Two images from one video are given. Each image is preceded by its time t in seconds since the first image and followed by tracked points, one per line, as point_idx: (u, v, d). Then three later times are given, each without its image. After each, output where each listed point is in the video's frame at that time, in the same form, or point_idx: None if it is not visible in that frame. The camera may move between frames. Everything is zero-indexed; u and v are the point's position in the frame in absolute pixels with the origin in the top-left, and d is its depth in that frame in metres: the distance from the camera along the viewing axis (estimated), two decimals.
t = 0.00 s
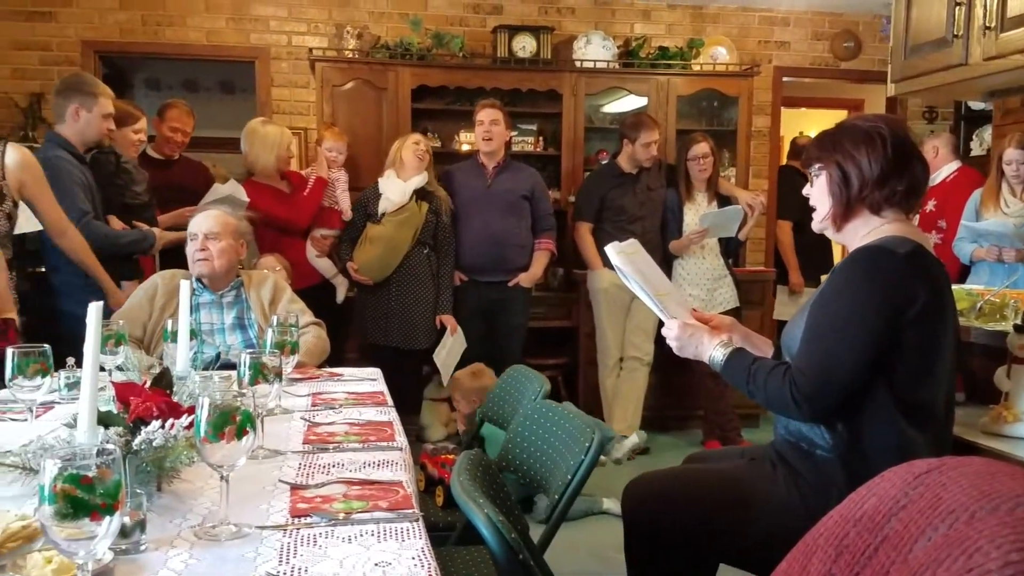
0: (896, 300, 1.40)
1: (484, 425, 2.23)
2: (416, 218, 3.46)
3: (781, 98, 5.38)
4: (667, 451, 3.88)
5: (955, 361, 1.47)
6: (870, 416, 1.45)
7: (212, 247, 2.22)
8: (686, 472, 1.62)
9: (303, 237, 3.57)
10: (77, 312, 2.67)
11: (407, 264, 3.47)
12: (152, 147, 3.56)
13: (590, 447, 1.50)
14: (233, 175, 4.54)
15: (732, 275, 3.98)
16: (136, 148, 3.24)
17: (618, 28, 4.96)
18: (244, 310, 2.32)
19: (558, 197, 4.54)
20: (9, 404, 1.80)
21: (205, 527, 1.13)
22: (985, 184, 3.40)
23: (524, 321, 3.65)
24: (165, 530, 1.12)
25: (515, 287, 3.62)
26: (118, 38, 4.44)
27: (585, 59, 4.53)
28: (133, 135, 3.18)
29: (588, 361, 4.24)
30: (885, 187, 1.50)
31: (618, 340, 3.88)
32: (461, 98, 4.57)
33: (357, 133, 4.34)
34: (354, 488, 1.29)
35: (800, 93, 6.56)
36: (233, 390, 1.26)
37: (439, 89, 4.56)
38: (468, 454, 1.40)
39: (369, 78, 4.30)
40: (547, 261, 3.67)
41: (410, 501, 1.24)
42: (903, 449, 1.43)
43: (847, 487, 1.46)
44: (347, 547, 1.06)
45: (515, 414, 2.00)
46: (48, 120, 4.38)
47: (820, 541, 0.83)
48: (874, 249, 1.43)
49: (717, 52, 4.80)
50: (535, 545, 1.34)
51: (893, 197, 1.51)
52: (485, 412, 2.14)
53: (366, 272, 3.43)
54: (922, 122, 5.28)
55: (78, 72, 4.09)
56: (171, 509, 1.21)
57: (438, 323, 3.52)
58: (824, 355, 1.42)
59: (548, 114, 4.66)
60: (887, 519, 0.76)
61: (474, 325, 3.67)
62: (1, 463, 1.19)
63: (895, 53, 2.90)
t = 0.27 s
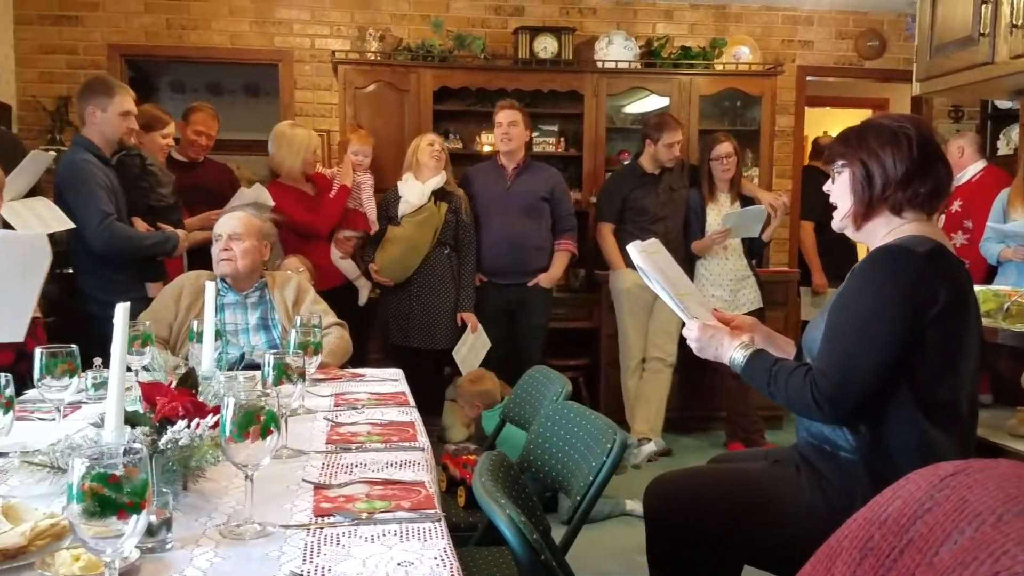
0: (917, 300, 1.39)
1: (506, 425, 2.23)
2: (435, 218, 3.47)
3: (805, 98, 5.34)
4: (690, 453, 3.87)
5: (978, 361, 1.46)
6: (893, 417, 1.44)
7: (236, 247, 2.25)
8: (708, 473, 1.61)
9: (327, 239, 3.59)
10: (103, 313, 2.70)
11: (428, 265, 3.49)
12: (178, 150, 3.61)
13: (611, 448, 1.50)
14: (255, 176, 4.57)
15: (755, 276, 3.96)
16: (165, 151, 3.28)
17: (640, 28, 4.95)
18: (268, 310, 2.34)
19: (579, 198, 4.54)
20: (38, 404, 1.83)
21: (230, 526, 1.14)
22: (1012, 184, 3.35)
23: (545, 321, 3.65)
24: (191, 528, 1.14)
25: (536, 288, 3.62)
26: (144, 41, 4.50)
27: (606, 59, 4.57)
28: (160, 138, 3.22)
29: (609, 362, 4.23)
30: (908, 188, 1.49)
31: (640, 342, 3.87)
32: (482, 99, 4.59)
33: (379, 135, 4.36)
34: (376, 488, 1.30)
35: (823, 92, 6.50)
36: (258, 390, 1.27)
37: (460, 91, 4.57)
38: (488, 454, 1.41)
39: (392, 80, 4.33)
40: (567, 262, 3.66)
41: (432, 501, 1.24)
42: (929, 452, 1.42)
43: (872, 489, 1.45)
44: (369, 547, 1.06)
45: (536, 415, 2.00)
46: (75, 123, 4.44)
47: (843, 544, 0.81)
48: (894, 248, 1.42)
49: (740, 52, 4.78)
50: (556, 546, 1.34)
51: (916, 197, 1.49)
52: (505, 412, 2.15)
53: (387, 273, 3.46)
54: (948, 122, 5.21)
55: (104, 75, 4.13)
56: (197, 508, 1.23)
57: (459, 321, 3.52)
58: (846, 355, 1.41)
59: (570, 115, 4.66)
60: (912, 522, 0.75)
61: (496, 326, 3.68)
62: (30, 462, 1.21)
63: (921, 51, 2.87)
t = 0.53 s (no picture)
0: (938, 298, 1.38)
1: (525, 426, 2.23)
2: (456, 222, 3.47)
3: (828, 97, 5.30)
4: (711, 454, 3.85)
5: (1000, 361, 1.45)
6: (914, 418, 1.43)
7: (258, 249, 2.27)
8: (728, 474, 1.60)
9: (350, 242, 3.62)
10: (128, 315, 2.74)
11: (448, 267, 3.51)
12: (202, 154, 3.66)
13: (631, 449, 1.50)
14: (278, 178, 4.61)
15: (778, 276, 3.93)
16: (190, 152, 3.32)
17: (661, 28, 4.93)
18: (290, 311, 2.36)
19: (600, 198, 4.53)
20: (65, 404, 1.86)
21: (253, 525, 1.15)
22: None
23: (565, 322, 3.65)
24: (215, 527, 1.15)
25: (555, 288, 3.62)
26: (168, 45, 4.55)
27: (627, 60, 4.55)
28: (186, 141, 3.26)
29: (630, 363, 4.22)
30: (928, 188, 1.48)
31: (661, 343, 3.86)
32: (502, 100, 4.59)
33: (400, 136, 4.38)
34: (397, 488, 1.31)
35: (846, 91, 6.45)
36: (280, 391, 1.29)
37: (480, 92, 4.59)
38: (506, 455, 1.41)
39: (412, 82, 4.35)
40: (585, 263, 3.64)
41: (453, 501, 1.25)
42: (953, 454, 1.41)
43: (895, 491, 1.44)
44: (390, 547, 1.07)
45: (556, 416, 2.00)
46: (101, 126, 4.50)
47: (866, 547, 0.81)
48: (913, 247, 1.41)
49: (762, 51, 4.72)
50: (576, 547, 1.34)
51: (936, 197, 1.48)
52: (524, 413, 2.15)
53: (406, 275, 3.48)
54: (973, 120, 5.14)
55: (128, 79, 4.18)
56: (220, 507, 1.24)
57: (481, 322, 3.56)
58: (867, 356, 1.40)
59: (590, 116, 4.65)
60: (934, 524, 0.74)
61: (516, 327, 3.68)
62: (56, 461, 1.23)
63: (944, 50, 2.85)
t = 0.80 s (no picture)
0: (963, 299, 1.37)
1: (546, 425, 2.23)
2: (480, 221, 3.49)
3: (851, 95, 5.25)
4: (733, 455, 3.83)
5: None
6: (939, 420, 1.42)
7: (280, 249, 2.29)
8: (749, 475, 1.60)
9: (373, 243, 3.64)
10: (152, 313, 2.77)
11: (471, 267, 3.51)
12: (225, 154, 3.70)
13: (652, 450, 1.50)
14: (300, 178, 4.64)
15: (801, 276, 3.90)
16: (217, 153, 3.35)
17: (683, 27, 4.91)
18: (312, 310, 2.38)
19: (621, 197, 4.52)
20: (91, 402, 1.90)
21: (276, 522, 1.16)
22: None
23: (584, 321, 3.65)
24: (237, 525, 1.17)
25: (575, 287, 3.62)
26: (191, 46, 4.59)
27: (648, 58, 4.55)
28: (212, 141, 3.29)
29: (651, 363, 4.20)
30: (948, 186, 1.46)
31: (682, 343, 3.84)
32: (522, 100, 4.60)
33: (421, 136, 4.40)
34: (418, 486, 1.32)
35: (870, 89, 6.38)
36: (301, 389, 1.30)
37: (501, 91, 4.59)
38: (526, 454, 1.41)
39: (434, 82, 4.36)
40: (606, 262, 3.63)
41: (472, 500, 1.25)
42: (978, 456, 1.39)
43: (919, 493, 1.42)
44: (410, 545, 1.08)
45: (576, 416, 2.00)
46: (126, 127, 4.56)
47: (888, 546, 0.80)
48: (937, 248, 1.40)
49: (785, 49, 4.72)
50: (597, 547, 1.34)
51: (957, 194, 1.46)
52: (544, 413, 2.16)
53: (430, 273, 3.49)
54: (1000, 118, 5.07)
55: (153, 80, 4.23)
56: (243, 504, 1.25)
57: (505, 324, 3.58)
58: (890, 358, 1.38)
59: (612, 115, 4.64)
60: (958, 525, 0.74)
61: (537, 326, 3.69)
62: (82, 459, 1.25)
63: (970, 47, 2.81)
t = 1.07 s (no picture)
0: (992, 301, 1.35)
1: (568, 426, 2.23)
2: (508, 221, 3.49)
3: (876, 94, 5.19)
4: (756, 456, 3.80)
5: None
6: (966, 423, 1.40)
7: (303, 251, 2.31)
8: (771, 476, 1.59)
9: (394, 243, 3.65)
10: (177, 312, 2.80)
11: (497, 267, 3.52)
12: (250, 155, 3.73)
13: (674, 451, 1.49)
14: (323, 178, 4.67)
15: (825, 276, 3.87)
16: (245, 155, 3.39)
17: (706, 25, 4.88)
18: (334, 310, 2.40)
19: (642, 197, 4.50)
20: (117, 400, 1.92)
21: (299, 520, 1.17)
22: None
23: (605, 322, 3.65)
24: (261, 522, 1.18)
25: (596, 288, 3.62)
26: (216, 47, 4.64)
27: (671, 58, 4.49)
28: (237, 143, 3.32)
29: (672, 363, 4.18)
30: (977, 186, 1.44)
31: (705, 343, 3.83)
32: (543, 99, 4.59)
33: (442, 136, 4.41)
34: (439, 486, 1.32)
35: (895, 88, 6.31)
36: (323, 388, 1.31)
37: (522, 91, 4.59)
38: (547, 455, 1.41)
39: (455, 83, 4.37)
40: (626, 262, 3.62)
41: (494, 499, 1.26)
42: (1006, 459, 1.38)
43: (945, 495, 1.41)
44: (432, 544, 1.08)
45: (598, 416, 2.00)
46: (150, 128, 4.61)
47: (912, 549, 0.79)
48: (967, 249, 1.38)
49: (809, 48, 4.67)
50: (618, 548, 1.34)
51: (986, 194, 1.45)
52: (566, 413, 2.16)
53: (456, 272, 3.49)
54: None
55: (177, 81, 4.28)
56: (267, 502, 1.26)
57: (524, 322, 3.54)
58: (916, 360, 1.37)
59: (634, 114, 4.63)
60: (984, 529, 0.73)
61: (558, 327, 3.68)
62: (108, 456, 1.26)
63: (998, 44, 2.77)
